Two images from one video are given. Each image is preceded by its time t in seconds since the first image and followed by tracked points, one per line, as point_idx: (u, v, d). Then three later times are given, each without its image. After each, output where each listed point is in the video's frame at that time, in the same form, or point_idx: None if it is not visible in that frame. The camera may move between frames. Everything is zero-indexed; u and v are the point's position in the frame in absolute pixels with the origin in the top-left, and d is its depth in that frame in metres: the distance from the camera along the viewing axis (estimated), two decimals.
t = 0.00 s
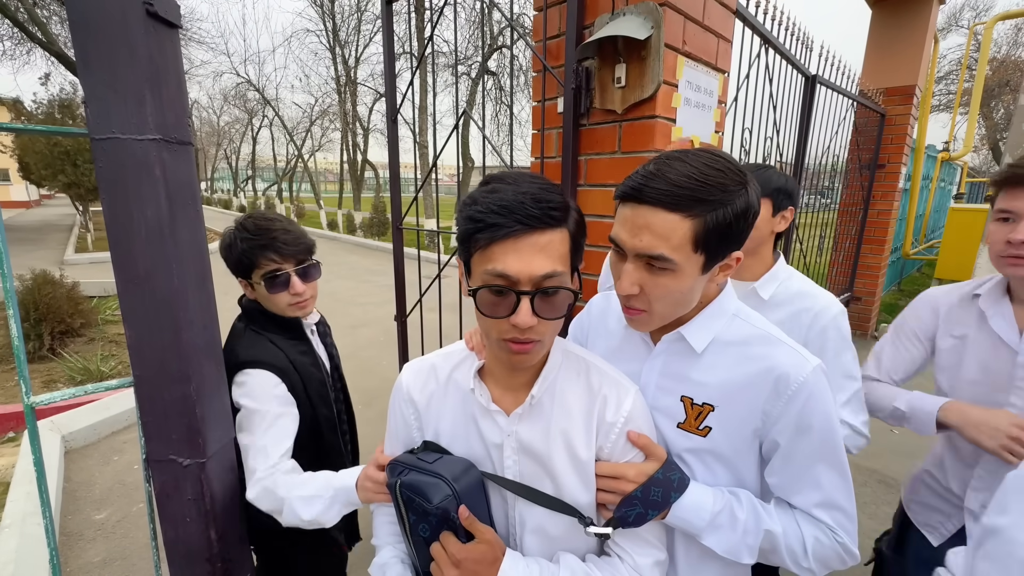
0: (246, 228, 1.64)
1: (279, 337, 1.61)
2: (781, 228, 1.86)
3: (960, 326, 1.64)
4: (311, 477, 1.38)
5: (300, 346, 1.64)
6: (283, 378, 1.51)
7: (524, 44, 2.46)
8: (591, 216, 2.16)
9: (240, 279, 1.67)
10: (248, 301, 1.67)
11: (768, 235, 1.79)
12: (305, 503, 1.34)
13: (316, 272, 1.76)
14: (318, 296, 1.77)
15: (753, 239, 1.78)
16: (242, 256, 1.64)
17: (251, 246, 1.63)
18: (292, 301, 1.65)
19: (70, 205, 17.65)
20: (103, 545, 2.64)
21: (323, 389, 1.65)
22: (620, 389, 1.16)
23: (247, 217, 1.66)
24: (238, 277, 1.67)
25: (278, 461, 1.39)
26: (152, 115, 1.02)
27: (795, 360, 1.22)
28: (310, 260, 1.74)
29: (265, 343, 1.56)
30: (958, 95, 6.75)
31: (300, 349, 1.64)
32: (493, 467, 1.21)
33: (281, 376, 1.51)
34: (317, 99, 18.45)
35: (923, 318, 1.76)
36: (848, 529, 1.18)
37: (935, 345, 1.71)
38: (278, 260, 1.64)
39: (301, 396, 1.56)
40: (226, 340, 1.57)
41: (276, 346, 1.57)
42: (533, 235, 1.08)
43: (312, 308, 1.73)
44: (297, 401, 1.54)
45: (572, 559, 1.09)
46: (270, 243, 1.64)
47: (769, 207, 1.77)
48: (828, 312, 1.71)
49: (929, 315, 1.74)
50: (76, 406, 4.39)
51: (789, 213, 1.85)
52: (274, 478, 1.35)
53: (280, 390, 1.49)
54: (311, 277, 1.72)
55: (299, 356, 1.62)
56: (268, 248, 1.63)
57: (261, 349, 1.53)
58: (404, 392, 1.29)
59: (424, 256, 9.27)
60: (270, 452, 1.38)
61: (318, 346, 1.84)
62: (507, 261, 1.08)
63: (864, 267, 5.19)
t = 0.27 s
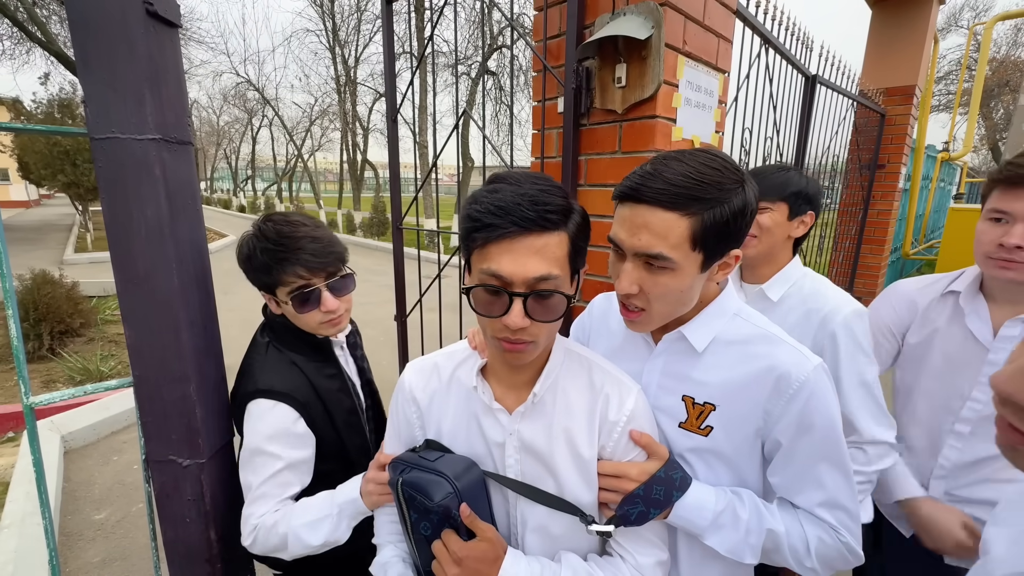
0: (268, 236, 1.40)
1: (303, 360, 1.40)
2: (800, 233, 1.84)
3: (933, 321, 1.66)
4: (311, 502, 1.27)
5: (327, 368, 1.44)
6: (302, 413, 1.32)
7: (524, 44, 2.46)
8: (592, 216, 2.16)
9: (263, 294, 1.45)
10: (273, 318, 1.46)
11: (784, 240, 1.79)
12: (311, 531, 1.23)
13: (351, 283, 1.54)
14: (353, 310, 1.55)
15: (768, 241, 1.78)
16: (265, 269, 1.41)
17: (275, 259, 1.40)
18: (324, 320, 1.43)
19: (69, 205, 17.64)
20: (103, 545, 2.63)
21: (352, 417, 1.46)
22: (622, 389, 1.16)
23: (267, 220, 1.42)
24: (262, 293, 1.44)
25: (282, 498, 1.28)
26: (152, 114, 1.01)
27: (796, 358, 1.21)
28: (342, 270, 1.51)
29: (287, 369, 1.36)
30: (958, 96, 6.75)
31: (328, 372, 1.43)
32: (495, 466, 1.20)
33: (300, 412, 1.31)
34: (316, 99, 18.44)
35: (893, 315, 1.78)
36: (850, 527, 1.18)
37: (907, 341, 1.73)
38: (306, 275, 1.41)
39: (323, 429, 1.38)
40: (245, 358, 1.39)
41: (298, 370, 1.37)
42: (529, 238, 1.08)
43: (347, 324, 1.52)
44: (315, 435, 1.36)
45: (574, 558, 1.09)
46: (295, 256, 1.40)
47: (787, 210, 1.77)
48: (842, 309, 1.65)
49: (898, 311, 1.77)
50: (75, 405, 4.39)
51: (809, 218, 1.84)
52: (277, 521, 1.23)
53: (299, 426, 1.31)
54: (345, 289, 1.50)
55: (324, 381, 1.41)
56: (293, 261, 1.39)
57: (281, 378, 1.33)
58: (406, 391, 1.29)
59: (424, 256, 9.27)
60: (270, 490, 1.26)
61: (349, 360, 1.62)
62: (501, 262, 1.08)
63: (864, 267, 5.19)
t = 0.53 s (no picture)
0: (264, 241, 1.34)
1: (309, 374, 1.34)
2: (809, 237, 1.82)
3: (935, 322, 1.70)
4: (311, 509, 1.26)
5: (335, 385, 1.38)
6: (301, 431, 1.27)
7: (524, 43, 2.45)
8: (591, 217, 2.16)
9: (265, 304, 1.38)
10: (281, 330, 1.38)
11: (790, 245, 1.78)
12: (312, 539, 1.23)
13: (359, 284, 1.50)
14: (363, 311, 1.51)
15: (773, 248, 1.78)
16: (267, 278, 1.35)
17: (278, 266, 1.34)
18: (336, 325, 1.39)
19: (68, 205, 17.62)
20: (102, 546, 2.63)
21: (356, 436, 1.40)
22: (623, 390, 1.16)
23: (260, 225, 1.36)
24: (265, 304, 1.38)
25: (276, 514, 1.24)
26: (151, 114, 1.01)
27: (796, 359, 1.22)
28: (348, 271, 1.46)
29: (291, 384, 1.30)
30: (957, 95, 6.76)
31: (335, 389, 1.37)
32: (495, 466, 1.20)
33: (300, 431, 1.27)
34: (316, 99, 18.43)
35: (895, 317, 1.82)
36: (851, 529, 1.19)
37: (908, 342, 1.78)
38: (311, 280, 1.36)
39: (323, 447, 1.33)
40: (252, 367, 1.34)
41: (303, 386, 1.31)
42: (530, 233, 1.08)
43: (360, 326, 1.48)
44: (313, 454, 1.31)
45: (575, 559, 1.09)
46: (298, 261, 1.34)
47: (793, 213, 1.76)
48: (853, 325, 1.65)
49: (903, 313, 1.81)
50: (75, 406, 4.38)
51: (818, 222, 1.81)
52: (277, 534, 1.22)
53: (299, 444, 1.27)
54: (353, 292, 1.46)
55: (328, 397, 1.35)
56: (296, 264, 1.34)
57: (284, 396, 1.27)
58: (409, 391, 1.29)
59: (424, 256, 9.28)
60: (266, 508, 1.23)
61: (359, 367, 1.57)
62: (503, 258, 1.08)
63: (863, 267, 5.19)
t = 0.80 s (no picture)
0: (252, 250, 1.30)
1: (301, 389, 1.31)
2: (817, 241, 1.82)
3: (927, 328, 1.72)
4: (310, 520, 1.25)
5: (328, 400, 1.34)
6: (291, 448, 1.24)
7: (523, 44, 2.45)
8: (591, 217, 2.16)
9: (257, 315, 1.35)
10: (275, 343, 1.35)
11: (796, 249, 1.79)
12: (311, 549, 1.23)
13: (353, 285, 1.47)
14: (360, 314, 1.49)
15: (778, 252, 1.79)
16: (258, 288, 1.31)
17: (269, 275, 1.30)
18: (335, 332, 1.37)
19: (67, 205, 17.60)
20: (101, 546, 2.63)
21: (349, 451, 1.37)
22: (623, 391, 1.16)
23: (246, 234, 1.32)
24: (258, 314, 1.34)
25: (271, 531, 1.22)
26: (149, 114, 1.01)
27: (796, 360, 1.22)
28: (341, 273, 1.43)
29: (282, 400, 1.27)
30: (956, 95, 6.77)
31: (328, 404, 1.34)
32: (495, 466, 1.20)
33: (290, 449, 1.23)
34: (316, 99, 18.43)
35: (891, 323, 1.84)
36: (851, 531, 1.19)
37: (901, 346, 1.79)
38: (304, 286, 1.33)
39: (315, 463, 1.30)
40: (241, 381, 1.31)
41: (294, 402, 1.28)
42: (531, 231, 1.08)
43: (358, 329, 1.46)
44: (304, 470, 1.28)
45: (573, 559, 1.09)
46: (290, 267, 1.31)
47: (800, 216, 1.76)
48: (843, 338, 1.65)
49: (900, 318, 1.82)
50: (74, 406, 4.38)
51: (826, 226, 1.81)
52: (275, 551, 1.21)
53: (289, 462, 1.24)
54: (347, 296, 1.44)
55: (320, 414, 1.31)
56: (288, 271, 1.31)
57: (274, 412, 1.24)
58: (410, 390, 1.29)
59: (424, 257, 9.28)
60: (262, 527, 1.21)
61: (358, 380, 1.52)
62: (503, 255, 1.08)
63: (863, 267, 5.20)
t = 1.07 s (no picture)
0: (244, 260, 1.25)
1: (292, 397, 1.29)
2: (826, 237, 1.82)
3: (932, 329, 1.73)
4: (310, 528, 1.24)
5: (320, 408, 1.32)
6: (282, 459, 1.22)
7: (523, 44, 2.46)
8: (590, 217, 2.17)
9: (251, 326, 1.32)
10: (273, 356, 1.32)
11: (807, 244, 1.79)
12: (313, 558, 1.22)
13: (350, 287, 1.45)
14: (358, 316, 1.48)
15: (786, 246, 1.79)
16: (252, 299, 1.26)
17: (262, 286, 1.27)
18: (333, 338, 1.36)
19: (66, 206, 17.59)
20: (100, 547, 2.63)
21: (343, 459, 1.36)
22: (620, 392, 1.14)
23: (235, 243, 1.27)
24: (251, 325, 1.31)
25: (271, 544, 1.21)
26: (149, 114, 1.01)
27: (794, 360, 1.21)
28: (338, 276, 1.41)
29: (273, 409, 1.25)
30: (955, 95, 6.79)
31: (320, 412, 1.32)
32: (493, 466, 1.21)
33: (281, 459, 1.21)
34: (315, 99, 18.44)
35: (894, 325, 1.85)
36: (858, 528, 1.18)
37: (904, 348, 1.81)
38: (300, 293, 1.30)
39: (307, 473, 1.29)
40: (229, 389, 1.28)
41: (285, 411, 1.26)
42: (529, 228, 1.09)
43: (357, 332, 1.45)
44: (297, 480, 1.27)
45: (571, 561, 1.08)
46: (285, 275, 1.28)
47: (809, 212, 1.77)
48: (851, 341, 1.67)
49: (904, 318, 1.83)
50: (74, 406, 4.38)
51: (836, 222, 1.82)
52: (277, 564, 1.20)
53: (281, 472, 1.22)
54: (345, 300, 1.42)
55: (312, 423, 1.29)
56: (283, 278, 1.28)
57: (265, 421, 1.22)
58: (409, 389, 1.30)
59: (423, 257, 9.29)
60: (261, 540, 1.20)
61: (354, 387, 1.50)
62: (500, 252, 1.08)
63: (862, 267, 5.21)
